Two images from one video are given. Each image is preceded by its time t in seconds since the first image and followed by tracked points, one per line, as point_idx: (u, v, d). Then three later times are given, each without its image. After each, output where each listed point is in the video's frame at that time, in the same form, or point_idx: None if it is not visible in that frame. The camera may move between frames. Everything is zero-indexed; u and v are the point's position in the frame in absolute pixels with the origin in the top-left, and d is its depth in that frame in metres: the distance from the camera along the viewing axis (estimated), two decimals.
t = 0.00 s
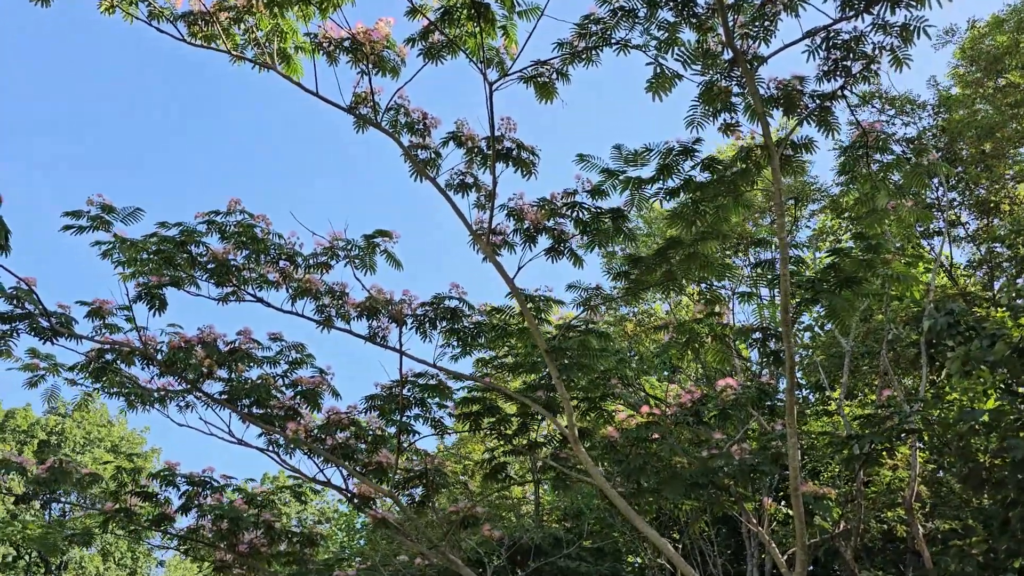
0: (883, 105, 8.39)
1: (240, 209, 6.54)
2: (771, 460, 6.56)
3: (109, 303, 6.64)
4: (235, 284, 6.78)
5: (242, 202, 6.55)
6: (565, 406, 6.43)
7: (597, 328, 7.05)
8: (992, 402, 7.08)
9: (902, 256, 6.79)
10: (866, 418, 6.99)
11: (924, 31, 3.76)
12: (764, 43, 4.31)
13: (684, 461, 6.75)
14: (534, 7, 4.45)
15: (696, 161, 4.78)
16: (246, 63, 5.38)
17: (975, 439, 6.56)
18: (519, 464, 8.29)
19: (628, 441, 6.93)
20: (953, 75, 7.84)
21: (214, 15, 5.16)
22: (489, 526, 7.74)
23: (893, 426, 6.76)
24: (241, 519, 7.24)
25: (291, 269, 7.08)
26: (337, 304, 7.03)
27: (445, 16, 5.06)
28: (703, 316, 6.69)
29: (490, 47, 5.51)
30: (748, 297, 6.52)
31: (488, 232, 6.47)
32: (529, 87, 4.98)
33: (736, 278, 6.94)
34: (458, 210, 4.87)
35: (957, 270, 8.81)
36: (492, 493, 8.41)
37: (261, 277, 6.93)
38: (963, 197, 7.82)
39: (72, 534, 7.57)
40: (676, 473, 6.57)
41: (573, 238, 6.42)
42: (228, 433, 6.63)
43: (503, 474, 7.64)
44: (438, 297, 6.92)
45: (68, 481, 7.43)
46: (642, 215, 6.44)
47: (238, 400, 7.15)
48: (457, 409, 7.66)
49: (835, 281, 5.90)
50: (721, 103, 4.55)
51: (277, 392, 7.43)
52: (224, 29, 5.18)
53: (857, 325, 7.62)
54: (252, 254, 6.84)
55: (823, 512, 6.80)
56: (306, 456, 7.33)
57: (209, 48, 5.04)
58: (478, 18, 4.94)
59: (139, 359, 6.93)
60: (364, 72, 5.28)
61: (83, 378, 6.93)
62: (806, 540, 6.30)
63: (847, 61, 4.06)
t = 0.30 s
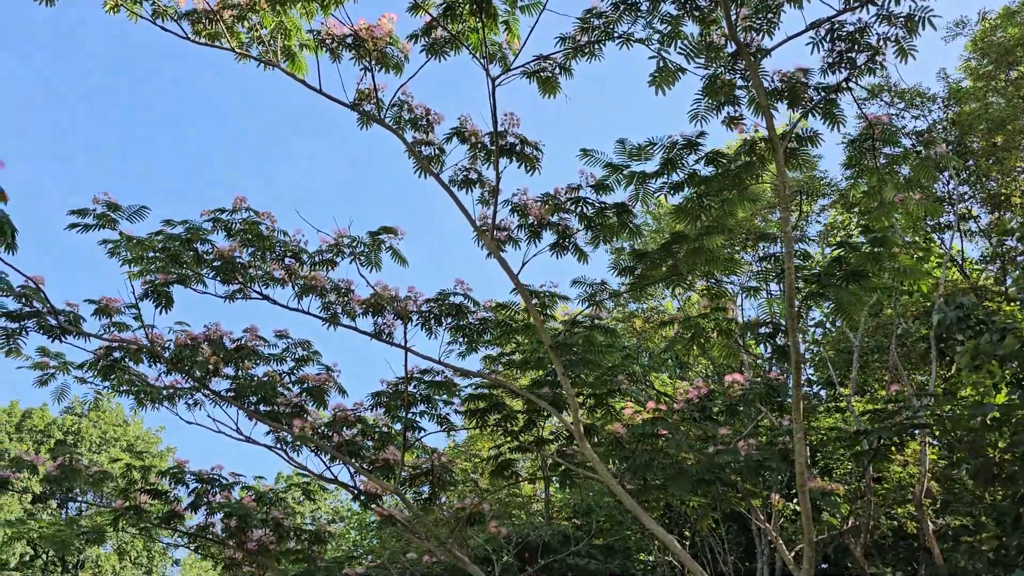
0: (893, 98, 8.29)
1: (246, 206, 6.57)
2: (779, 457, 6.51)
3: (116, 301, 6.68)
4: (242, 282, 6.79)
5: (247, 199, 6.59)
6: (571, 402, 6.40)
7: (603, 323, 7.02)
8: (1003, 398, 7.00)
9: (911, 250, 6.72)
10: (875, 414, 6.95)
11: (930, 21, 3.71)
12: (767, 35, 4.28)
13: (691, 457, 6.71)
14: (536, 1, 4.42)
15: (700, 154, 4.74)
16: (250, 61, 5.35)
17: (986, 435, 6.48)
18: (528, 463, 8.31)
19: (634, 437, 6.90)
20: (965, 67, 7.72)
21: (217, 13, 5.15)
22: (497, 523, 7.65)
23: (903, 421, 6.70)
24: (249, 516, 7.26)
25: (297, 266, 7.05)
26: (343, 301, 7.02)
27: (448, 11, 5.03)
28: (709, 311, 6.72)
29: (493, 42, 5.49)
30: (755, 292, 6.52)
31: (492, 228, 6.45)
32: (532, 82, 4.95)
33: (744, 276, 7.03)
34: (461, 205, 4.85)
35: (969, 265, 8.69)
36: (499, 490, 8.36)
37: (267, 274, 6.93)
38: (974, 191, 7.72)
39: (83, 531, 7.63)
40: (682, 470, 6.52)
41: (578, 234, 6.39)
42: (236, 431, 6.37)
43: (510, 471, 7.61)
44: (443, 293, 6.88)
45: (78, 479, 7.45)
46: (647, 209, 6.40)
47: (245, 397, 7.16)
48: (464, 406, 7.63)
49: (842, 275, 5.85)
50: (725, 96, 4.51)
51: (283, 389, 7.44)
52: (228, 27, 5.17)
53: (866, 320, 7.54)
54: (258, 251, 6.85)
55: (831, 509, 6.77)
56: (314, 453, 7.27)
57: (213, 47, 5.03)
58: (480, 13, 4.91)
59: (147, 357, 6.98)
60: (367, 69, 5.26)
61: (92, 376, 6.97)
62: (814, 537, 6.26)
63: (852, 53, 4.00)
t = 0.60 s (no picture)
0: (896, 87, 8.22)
1: (246, 202, 6.61)
2: (780, 446, 6.48)
3: (119, 297, 6.75)
4: (243, 277, 6.83)
5: (247, 194, 6.63)
6: (571, 393, 6.39)
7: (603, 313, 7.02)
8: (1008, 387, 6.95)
9: (912, 237, 6.68)
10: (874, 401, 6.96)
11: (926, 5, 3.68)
12: (762, 23, 4.26)
13: (690, 446, 6.73)
14: None
15: (696, 143, 4.71)
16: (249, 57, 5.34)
17: (990, 424, 6.44)
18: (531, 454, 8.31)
19: (634, 427, 6.90)
20: (970, 56, 7.65)
21: (214, 10, 5.14)
22: (498, 514, 7.63)
23: (902, 408, 6.70)
24: (256, 510, 7.28)
25: (297, 261, 6.96)
26: (344, 295, 7.01)
27: (443, 4, 5.02)
28: (708, 299, 6.74)
29: (487, 34, 5.48)
30: (753, 281, 6.53)
31: (490, 220, 6.45)
32: (527, 73, 4.94)
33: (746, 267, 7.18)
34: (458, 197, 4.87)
35: (974, 255, 8.61)
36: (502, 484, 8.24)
37: (269, 269, 6.93)
38: (979, 179, 7.65)
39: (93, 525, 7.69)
40: (682, 458, 6.53)
41: (576, 225, 6.37)
42: (240, 425, 6.86)
43: (511, 463, 7.51)
44: (443, 286, 6.83)
45: (87, 474, 7.48)
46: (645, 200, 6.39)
47: (248, 392, 7.17)
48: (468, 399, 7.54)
49: (840, 262, 5.83)
50: (720, 84, 4.49)
51: (285, 383, 7.44)
52: (226, 23, 5.17)
53: (868, 308, 7.49)
54: (259, 247, 6.87)
55: (832, 496, 6.80)
56: (317, 447, 7.26)
57: (211, 43, 5.04)
58: (475, 6, 4.90)
59: (151, 353, 7.04)
60: (364, 63, 5.25)
61: (97, 372, 7.01)
62: (815, 525, 6.25)
63: (847, 39, 3.98)
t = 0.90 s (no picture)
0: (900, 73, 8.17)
1: (247, 201, 6.65)
2: (784, 433, 6.45)
3: (125, 298, 6.82)
4: (246, 276, 6.87)
5: (248, 193, 6.68)
6: (573, 384, 6.40)
7: (605, 304, 7.02)
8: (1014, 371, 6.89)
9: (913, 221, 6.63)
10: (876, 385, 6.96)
11: None
12: (755, 8, 4.24)
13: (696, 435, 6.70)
14: None
15: (692, 131, 4.69)
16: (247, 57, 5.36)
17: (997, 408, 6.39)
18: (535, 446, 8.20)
19: (638, 417, 7.00)
20: (975, 40, 7.58)
21: (210, 10, 5.16)
22: (505, 506, 7.59)
23: (907, 393, 6.66)
24: (265, 508, 7.28)
25: (300, 259, 7.00)
26: (345, 291, 6.89)
27: None
28: (708, 288, 6.80)
29: (481, 27, 5.48)
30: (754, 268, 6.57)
31: (489, 213, 6.46)
32: (521, 65, 4.92)
33: (750, 255, 7.20)
34: (454, 190, 4.89)
35: (983, 241, 8.53)
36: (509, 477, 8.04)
37: (272, 267, 6.95)
38: (985, 164, 7.58)
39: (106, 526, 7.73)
40: (686, 447, 6.53)
41: (574, 215, 6.35)
42: (248, 425, 6.76)
43: (515, 455, 7.30)
44: (443, 279, 6.71)
45: (98, 475, 7.50)
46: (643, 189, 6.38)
47: (255, 390, 7.02)
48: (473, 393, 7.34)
49: (840, 247, 5.81)
50: (715, 72, 4.47)
51: (289, 380, 7.27)
52: (222, 23, 5.18)
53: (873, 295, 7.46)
54: (262, 245, 6.90)
55: (836, 482, 6.81)
56: (324, 444, 7.08)
57: (208, 44, 5.06)
58: None
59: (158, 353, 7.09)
60: (360, 59, 5.26)
61: (104, 373, 7.04)
62: (821, 511, 6.22)
63: (842, 23, 3.95)
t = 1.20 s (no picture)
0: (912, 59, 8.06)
1: (258, 207, 6.71)
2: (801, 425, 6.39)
3: (141, 307, 6.90)
4: (260, 282, 6.91)
5: (259, 199, 6.74)
6: (588, 381, 6.38)
7: (618, 300, 7.00)
8: None
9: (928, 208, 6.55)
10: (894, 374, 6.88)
11: None
12: None
13: (713, 429, 6.65)
14: None
15: (699, 123, 4.67)
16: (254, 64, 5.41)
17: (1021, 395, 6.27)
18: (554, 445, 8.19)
19: (655, 413, 7.06)
20: (988, 23, 7.46)
21: (217, 19, 5.21)
22: (524, 506, 7.56)
23: (926, 381, 6.57)
24: (286, 513, 7.29)
25: (313, 264, 7.04)
26: (359, 294, 6.93)
27: None
28: (721, 280, 6.81)
29: (485, 26, 5.50)
30: (766, 259, 6.54)
31: (499, 212, 6.47)
32: (526, 63, 4.91)
33: (764, 246, 7.13)
34: (461, 189, 4.91)
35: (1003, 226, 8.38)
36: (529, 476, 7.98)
37: (285, 272, 6.96)
38: (1002, 148, 7.45)
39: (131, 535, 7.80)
40: (704, 441, 6.48)
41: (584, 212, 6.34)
42: (267, 429, 6.63)
43: (533, 454, 7.25)
44: (454, 279, 6.71)
45: (121, 484, 7.59)
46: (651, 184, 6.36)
47: (272, 396, 7.07)
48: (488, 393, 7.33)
49: (852, 236, 5.74)
50: (720, 62, 4.44)
51: (306, 384, 7.29)
52: (228, 31, 5.24)
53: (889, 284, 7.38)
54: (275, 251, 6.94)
55: (857, 473, 6.73)
56: (342, 447, 7.10)
57: (215, 52, 5.12)
58: None
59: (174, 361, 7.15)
60: (365, 62, 5.30)
61: (123, 383, 7.12)
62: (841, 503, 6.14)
63: (847, 9, 3.91)
